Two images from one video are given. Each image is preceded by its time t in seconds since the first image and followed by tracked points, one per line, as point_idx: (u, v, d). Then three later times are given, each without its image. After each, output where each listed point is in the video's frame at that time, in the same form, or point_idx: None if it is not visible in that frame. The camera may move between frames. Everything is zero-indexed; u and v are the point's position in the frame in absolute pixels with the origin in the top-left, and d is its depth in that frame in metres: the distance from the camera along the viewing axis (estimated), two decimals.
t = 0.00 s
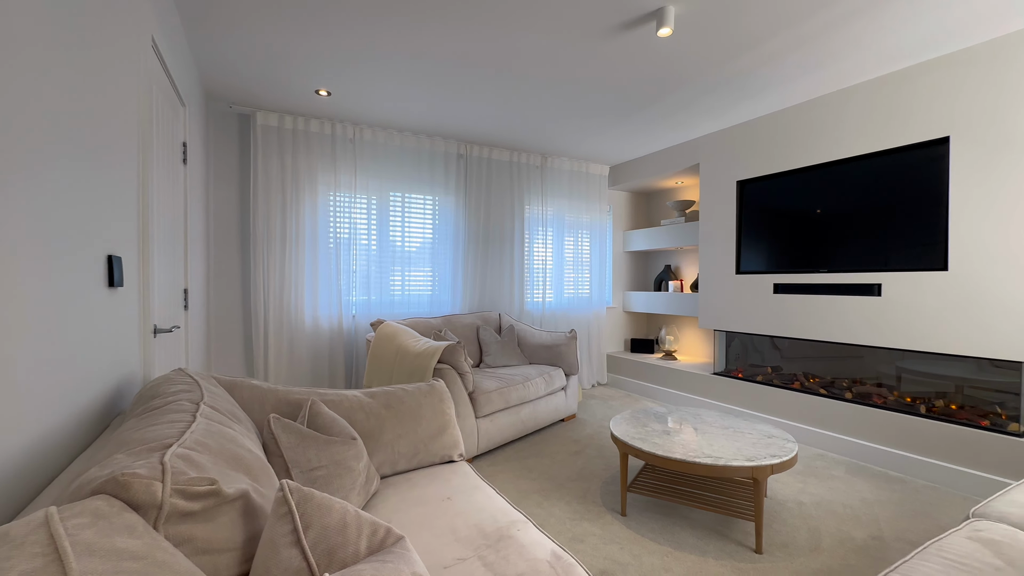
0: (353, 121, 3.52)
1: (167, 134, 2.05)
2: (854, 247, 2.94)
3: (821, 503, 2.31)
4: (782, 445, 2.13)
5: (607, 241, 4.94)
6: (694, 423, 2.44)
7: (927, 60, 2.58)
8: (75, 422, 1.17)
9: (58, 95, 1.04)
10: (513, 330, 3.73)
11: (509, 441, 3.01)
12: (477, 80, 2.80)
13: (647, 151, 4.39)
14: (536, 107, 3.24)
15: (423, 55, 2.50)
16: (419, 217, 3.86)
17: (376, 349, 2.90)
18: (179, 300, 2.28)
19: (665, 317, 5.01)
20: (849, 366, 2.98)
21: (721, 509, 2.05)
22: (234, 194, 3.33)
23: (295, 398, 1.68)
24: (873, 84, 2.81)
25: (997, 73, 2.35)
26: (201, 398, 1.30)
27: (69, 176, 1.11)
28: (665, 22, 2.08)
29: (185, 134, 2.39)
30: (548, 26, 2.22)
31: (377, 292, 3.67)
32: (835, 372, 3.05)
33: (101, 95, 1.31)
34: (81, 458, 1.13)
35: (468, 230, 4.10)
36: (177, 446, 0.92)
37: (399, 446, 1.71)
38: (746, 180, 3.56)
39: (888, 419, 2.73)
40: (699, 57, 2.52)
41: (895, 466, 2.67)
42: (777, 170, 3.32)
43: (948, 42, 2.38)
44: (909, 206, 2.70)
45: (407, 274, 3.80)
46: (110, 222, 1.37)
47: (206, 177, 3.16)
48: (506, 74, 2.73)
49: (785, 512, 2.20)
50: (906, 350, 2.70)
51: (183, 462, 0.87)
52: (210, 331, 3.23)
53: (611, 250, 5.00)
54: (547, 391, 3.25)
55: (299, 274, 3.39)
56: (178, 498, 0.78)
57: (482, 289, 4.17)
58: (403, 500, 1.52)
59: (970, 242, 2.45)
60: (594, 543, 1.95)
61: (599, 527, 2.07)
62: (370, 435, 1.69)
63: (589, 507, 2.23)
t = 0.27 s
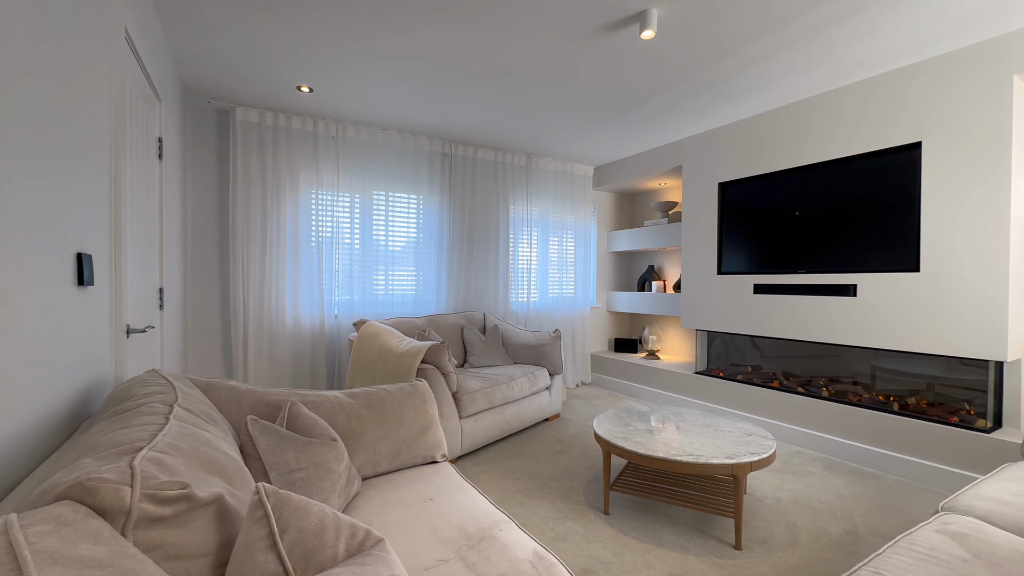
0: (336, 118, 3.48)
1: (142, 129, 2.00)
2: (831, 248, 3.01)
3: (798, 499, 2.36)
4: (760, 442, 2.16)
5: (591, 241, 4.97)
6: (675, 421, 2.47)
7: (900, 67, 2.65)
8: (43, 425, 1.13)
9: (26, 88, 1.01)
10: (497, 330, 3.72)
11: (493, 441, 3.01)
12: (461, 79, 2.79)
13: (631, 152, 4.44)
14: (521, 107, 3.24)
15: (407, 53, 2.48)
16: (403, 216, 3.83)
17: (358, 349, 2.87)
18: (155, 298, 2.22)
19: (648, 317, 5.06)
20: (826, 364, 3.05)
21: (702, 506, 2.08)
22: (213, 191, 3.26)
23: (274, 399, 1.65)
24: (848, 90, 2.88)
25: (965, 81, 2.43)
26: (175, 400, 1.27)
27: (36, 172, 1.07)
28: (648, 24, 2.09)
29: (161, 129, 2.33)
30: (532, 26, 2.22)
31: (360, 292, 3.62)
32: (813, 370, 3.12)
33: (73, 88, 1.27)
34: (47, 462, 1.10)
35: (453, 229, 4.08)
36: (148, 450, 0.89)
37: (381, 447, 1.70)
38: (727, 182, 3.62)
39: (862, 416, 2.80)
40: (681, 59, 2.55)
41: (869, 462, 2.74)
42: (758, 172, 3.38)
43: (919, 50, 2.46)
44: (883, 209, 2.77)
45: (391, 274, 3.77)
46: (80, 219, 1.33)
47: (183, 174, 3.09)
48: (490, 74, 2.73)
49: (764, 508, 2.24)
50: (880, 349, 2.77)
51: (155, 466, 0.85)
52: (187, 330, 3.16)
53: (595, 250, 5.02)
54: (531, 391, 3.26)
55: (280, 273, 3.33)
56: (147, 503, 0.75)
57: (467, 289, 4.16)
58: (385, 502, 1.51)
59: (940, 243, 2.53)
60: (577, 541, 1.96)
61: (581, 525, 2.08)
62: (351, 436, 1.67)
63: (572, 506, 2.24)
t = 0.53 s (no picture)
0: (317, 116, 3.43)
1: (113, 124, 1.94)
2: (807, 250, 3.08)
3: (775, 495, 2.41)
4: (739, 441, 2.20)
5: (575, 241, 4.99)
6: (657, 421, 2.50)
7: (872, 75, 2.73)
8: (4, 431, 1.09)
9: None
10: (480, 330, 3.71)
11: (476, 441, 3.00)
12: (444, 78, 2.78)
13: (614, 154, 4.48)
14: (504, 107, 3.24)
15: (389, 51, 2.46)
16: (386, 215, 3.79)
17: (339, 350, 2.83)
18: (126, 299, 2.16)
19: (631, 318, 5.11)
20: (803, 363, 3.12)
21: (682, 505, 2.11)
22: (189, 189, 3.18)
23: (250, 402, 1.62)
24: (824, 96, 2.95)
25: (933, 89, 2.51)
26: (146, 403, 1.23)
27: None
28: (630, 27, 2.11)
29: (134, 124, 2.26)
30: (516, 27, 2.23)
31: (341, 292, 3.58)
32: (790, 369, 3.19)
33: (38, 82, 1.22)
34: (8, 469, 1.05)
35: (436, 229, 4.06)
36: (116, 456, 0.86)
37: (363, 451, 1.68)
38: (708, 184, 3.67)
39: (837, 413, 2.87)
40: (663, 63, 2.58)
41: (844, 458, 2.81)
42: (737, 175, 3.44)
43: (890, 58, 2.53)
44: (857, 212, 2.85)
45: (373, 273, 3.73)
46: (44, 218, 1.28)
47: (158, 170, 3.01)
48: (474, 74, 2.72)
49: (742, 505, 2.28)
50: (853, 348, 2.85)
51: (122, 472, 0.82)
52: (161, 332, 3.08)
53: (578, 251, 5.05)
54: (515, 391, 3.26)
55: (258, 272, 3.27)
56: (114, 510, 0.73)
57: (450, 289, 4.14)
58: (365, 505, 1.49)
59: (910, 246, 2.61)
60: (560, 541, 1.97)
61: (564, 525, 2.08)
62: (331, 438, 1.64)
63: (555, 506, 2.24)
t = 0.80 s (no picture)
0: (296, 113, 3.37)
1: (81, 117, 1.87)
2: (784, 251, 3.15)
3: (752, 491, 2.46)
4: (718, 438, 2.24)
5: (558, 242, 5.01)
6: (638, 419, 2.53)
7: (845, 81, 2.81)
8: None
9: None
10: (463, 330, 3.70)
11: (459, 442, 2.98)
12: (426, 76, 2.75)
13: (597, 156, 4.52)
14: (488, 106, 3.23)
15: (370, 49, 2.43)
16: (368, 214, 3.75)
17: (319, 350, 2.79)
18: (96, 299, 2.09)
19: (613, 318, 5.15)
20: (780, 362, 3.19)
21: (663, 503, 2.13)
22: (163, 186, 3.09)
23: (226, 404, 1.58)
24: (799, 101, 3.02)
25: (902, 96, 2.60)
26: (114, 406, 1.19)
27: None
28: (613, 29, 2.13)
29: (104, 118, 2.19)
30: (499, 27, 2.22)
31: (322, 292, 3.53)
32: (768, 368, 3.26)
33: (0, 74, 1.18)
34: None
35: (419, 229, 4.03)
36: (80, 461, 0.83)
37: (342, 453, 1.66)
38: (688, 186, 3.72)
39: (812, 411, 2.94)
40: (645, 65, 2.61)
41: (819, 455, 2.87)
42: (717, 177, 3.50)
43: (863, 65, 2.61)
44: (831, 215, 2.92)
45: (355, 273, 3.68)
46: (6, 214, 1.23)
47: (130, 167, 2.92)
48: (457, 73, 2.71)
49: (721, 502, 2.32)
50: (828, 347, 2.92)
51: (88, 478, 0.79)
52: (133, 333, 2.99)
53: (562, 251, 5.07)
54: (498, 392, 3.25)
55: (236, 271, 3.19)
56: (77, 518, 0.70)
57: (433, 290, 4.12)
58: (345, 508, 1.47)
59: (882, 248, 2.68)
60: (542, 540, 1.98)
61: (546, 525, 2.09)
62: (309, 440, 1.62)
63: (537, 506, 2.25)
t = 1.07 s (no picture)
0: (274, 109, 3.31)
1: (46, 109, 1.81)
2: (760, 252, 3.23)
3: (730, 488, 2.51)
4: (697, 436, 2.27)
5: (540, 242, 5.02)
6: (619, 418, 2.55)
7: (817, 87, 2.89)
8: None
9: None
10: (445, 330, 3.68)
11: (441, 443, 2.97)
12: (407, 75, 2.73)
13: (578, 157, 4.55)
14: (470, 106, 3.22)
15: (350, 46, 2.40)
16: (348, 213, 3.70)
17: (298, 351, 2.74)
18: (62, 298, 2.02)
19: (595, 318, 5.19)
20: (757, 361, 3.26)
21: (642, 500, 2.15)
22: (134, 181, 3.00)
23: (198, 406, 1.54)
24: (774, 106, 3.10)
25: (871, 103, 2.69)
26: (79, 410, 1.15)
27: None
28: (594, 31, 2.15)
29: (70, 111, 2.11)
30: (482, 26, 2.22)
31: (301, 292, 3.47)
32: (745, 367, 3.32)
33: None
34: None
35: (401, 228, 4.00)
36: (41, 468, 0.80)
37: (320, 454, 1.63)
38: (668, 188, 3.77)
39: (788, 408, 3.01)
40: (627, 66, 2.63)
41: (793, 451, 2.94)
42: (697, 179, 3.55)
43: (835, 71, 2.68)
44: (806, 217, 3.00)
45: (335, 273, 3.63)
46: None
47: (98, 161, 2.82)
48: (438, 72, 2.70)
49: (699, 499, 2.35)
50: (803, 346, 3.00)
51: (48, 484, 0.76)
52: (101, 334, 2.89)
53: (544, 252, 5.09)
54: (480, 392, 3.25)
55: (211, 270, 3.11)
56: (35, 528, 0.68)
57: (415, 290, 4.08)
58: (323, 511, 1.45)
59: (854, 249, 2.76)
60: (523, 540, 1.98)
61: (527, 525, 2.09)
62: (286, 443, 1.59)
63: (519, 506, 2.25)
